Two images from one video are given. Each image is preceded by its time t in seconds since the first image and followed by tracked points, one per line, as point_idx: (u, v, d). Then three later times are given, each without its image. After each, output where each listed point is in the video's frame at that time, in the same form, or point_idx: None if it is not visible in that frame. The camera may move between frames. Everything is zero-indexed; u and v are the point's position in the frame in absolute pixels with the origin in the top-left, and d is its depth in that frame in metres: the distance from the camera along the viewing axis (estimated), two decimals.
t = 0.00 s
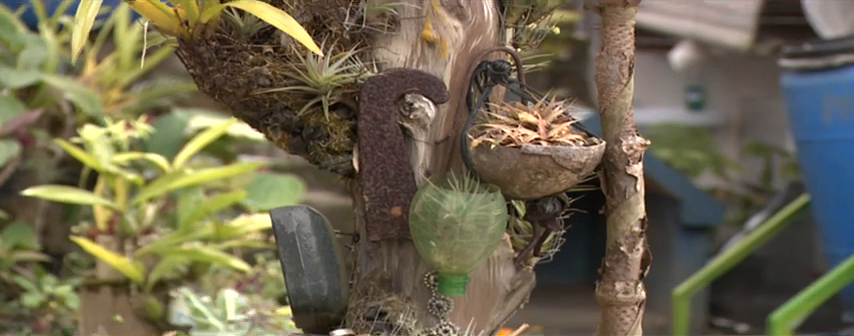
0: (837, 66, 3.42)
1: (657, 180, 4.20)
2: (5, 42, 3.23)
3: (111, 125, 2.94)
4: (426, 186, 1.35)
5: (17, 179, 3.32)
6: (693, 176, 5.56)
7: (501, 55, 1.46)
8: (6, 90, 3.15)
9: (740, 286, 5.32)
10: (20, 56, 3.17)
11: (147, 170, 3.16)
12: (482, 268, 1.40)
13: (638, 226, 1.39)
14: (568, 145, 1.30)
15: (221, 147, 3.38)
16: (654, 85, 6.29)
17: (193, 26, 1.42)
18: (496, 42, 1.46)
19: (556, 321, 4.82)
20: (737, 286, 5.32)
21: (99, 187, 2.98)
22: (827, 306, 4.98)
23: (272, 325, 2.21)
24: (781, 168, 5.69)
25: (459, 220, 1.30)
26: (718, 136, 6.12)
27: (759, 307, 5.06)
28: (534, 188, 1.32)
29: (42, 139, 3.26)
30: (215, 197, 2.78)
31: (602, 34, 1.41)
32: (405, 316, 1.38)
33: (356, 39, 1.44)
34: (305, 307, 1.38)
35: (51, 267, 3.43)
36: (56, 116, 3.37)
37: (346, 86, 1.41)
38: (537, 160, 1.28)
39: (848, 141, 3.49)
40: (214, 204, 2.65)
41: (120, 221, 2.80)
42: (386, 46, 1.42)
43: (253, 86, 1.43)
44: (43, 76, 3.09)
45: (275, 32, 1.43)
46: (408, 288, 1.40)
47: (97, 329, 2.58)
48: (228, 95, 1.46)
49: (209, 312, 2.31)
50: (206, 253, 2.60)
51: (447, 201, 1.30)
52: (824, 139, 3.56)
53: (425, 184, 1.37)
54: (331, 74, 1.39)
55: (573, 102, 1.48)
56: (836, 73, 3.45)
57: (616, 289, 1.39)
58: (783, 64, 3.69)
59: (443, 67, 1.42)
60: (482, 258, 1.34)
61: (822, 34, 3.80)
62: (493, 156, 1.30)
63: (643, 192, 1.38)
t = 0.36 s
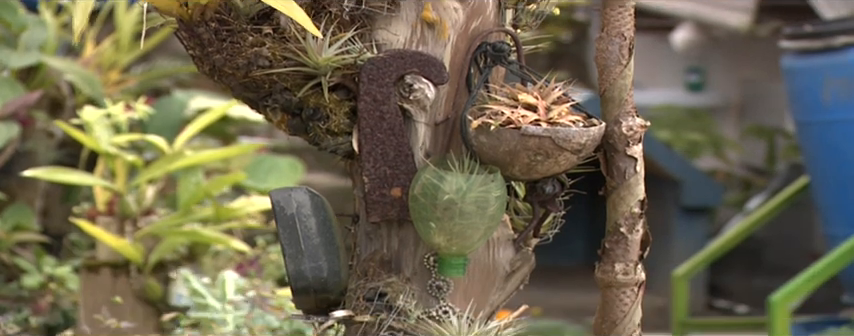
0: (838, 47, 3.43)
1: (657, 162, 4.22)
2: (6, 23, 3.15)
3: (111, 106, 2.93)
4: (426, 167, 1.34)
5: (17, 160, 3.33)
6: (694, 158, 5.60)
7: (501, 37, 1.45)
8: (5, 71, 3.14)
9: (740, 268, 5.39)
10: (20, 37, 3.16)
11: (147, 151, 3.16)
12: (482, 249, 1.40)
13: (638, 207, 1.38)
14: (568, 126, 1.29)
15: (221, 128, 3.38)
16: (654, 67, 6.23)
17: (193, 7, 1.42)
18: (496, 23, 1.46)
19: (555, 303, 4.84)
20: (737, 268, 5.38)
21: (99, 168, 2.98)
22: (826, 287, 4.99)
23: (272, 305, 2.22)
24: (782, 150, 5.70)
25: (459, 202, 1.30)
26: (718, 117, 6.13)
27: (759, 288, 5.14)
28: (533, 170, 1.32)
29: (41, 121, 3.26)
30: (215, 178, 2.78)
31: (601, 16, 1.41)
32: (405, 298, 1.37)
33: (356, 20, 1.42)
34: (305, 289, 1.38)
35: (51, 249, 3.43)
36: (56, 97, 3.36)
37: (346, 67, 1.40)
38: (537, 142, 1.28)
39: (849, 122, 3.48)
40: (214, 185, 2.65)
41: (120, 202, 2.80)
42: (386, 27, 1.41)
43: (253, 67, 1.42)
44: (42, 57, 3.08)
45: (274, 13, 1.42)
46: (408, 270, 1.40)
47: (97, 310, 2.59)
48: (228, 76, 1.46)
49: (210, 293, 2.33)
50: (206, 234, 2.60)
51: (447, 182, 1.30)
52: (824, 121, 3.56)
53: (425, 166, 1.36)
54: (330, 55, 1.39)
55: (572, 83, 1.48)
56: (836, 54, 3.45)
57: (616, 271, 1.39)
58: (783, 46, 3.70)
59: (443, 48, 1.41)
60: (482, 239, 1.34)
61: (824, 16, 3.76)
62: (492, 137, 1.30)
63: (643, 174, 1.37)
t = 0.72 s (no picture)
0: (838, 30, 3.44)
1: (657, 144, 4.22)
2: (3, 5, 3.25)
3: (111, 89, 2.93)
4: (425, 150, 1.34)
5: (16, 143, 3.34)
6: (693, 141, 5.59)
7: (501, 19, 1.44)
8: (4, 53, 3.13)
9: (740, 250, 5.41)
10: (19, 19, 3.15)
11: (147, 134, 3.16)
12: (482, 231, 1.40)
13: (638, 190, 1.38)
14: (568, 108, 1.29)
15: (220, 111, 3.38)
16: (654, 50, 6.12)
17: None
18: (496, 5, 1.45)
19: (555, 285, 4.85)
20: (737, 250, 5.40)
21: (98, 150, 2.98)
22: (825, 269, 5.00)
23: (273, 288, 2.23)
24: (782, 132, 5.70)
25: (459, 184, 1.30)
26: (717, 99, 6.15)
27: (759, 271, 5.20)
28: (533, 152, 1.31)
29: (40, 103, 3.25)
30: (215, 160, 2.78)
31: None
32: (404, 280, 1.37)
33: (356, 3, 1.42)
34: (305, 271, 1.38)
35: (51, 231, 3.44)
36: (55, 79, 3.36)
37: (346, 49, 1.39)
38: (536, 124, 1.27)
39: (849, 104, 3.50)
40: (214, 166, 2.65)
41: (119, 185, 2.80)
42: (385, 9, 1.40)
43: (253, 49, 1.42)
44: (41, 40, 3.06)
45: None
46: (408, 252, 1.39)
47: (97, 292, 2.59)
48: (227, 59, 1.46)
49: (210, 276, 2.33)
50: (207, 217, 2.60)
51: (447, 164, 1.30)
52: (824, 103, 3.56)
53: (425, 148, 1.36)
54: (330, 38, 1.39)
55: (573, 65, 1.48)
56: (836, 37, 3.46)
57: (615, 253, 1.39)
58: (784, 28, 3.69)
59: (443, 30, 1.41)
60: (481, 221, 1.34)
61: None
62: (492, 119, 1.30)
63: (643, 156, 1.37)
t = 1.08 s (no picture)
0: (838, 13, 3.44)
1: (657, 128, 4.23)
2: None
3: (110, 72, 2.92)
4: (425, 133, 1.33)
5: (16, 126, 3.34)
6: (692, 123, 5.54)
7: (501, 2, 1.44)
8: (4, 36, 3.12)
9: (740, 234, 5.43)
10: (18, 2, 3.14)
11: (147, 117, 3.16)
12: (482, 214, 1.39)
13: (638, 173, 1.38)
14: (568, 91, 1.29)
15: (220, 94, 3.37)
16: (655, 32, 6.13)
17: None
18: None
19: (554, 268, 4.87)
20: (737, 234, 5.42)
21: (98, 134, 2.98)
22: (824, 253, 5.01)
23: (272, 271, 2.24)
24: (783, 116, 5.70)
25: (458, 167, 1.29)
26: (717, 83, 6.10)
27: (759, 254, 5.23)
28: (533, 135, 1.31)
29: (40, 86, 3.25)
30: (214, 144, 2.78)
31: None
32: (405, 263, 1.37)
33: None
34: (305, 254, 1.38)
35: (51, 214, 3.44)
36: (55, 62, 3.36)
37: (345, 32, 1.40)
38: (536, 107, 1.27)
39: (849, 88, 3.50)
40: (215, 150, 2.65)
41: (119, 168, 2.80)
42: None
43: (253, 32, 1.42)
44: (41, 23, 3.06)
45: None
46: (408, 236, 1.39)
47: (97, 276, 2.60)
48: (227, 42, 1.44)
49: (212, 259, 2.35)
50: (206, 200, 2.60)
51: (447, 148, 1.30)
52: (824, 86, 3.57)
53: (425, 132, 1.35)
54: (330, 21, 1.39)
55: (573, 49, 1.47)
56: (836, 20, 3.46)
57: (616, 237, 1.39)
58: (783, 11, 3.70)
59: (443, 14, 1.40)
60: (481, 205, 1.33)
61: None
62: (492, 103, 1.29)
63: (643, 140, 1.37)
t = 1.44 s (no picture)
0: None
1: (657, 111, 4.24)
2: None
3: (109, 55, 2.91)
4: (425, 116, 1.33)
5: (15, 110, 3.33)
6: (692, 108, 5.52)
7: None
8: (3, 20, 3.11)
9: (739, 217, 5.40)
10: None
11: (147, 100, 3.16)
12: (482, 197, 1.39)
13: (637, 157, 1.38)
14: (568, 75, 1.29)
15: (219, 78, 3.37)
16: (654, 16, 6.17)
17: None
18: None
19: (555, 252, 4.88)
20: (735, 217, 5.39)
21: (98, 117, 2.97)
22: (823, 237, 5.02)
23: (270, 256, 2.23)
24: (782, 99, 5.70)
25: (458, 151, 1.29)
26: (716, 66, 6.11)
27: (758, 238, 5.19)
28: (533, 119, 1.31)
29: (40, 70, 3.25)
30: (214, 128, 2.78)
31: None
32: (405, 247, 1.36)
33: None
34: (305, 238, 1.38)
35: (51, 197, 3.45)
36: (54, 46, 3.35)
37: (345, 16, 1.39)
38: (536, 91, 1.27)
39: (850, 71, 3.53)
40: (215, 133, 2.64)
41: (119, 152, 2.80)
42: None
43: (253, 16, 1.41)
44: (40, 6, 3.04)
45: None
46: (408, 219, 1.38)
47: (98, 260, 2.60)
48: (226, 26, 1.44)
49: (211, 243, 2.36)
50: (207, 185, 2.60)
51: (446, 131, 1.29)
52: (826, 70, 3.57)
53: (425, 115, 1.35)
54: (329, 5, 1.40)
55: (572, 32, 1.47)
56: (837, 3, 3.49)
57: (615, 220, 1.38)
58: None
59: None
60: (480, 188, 1.33)
61: None
62: (492, 86, 1.29)
63: (642, 123, 1.37)
